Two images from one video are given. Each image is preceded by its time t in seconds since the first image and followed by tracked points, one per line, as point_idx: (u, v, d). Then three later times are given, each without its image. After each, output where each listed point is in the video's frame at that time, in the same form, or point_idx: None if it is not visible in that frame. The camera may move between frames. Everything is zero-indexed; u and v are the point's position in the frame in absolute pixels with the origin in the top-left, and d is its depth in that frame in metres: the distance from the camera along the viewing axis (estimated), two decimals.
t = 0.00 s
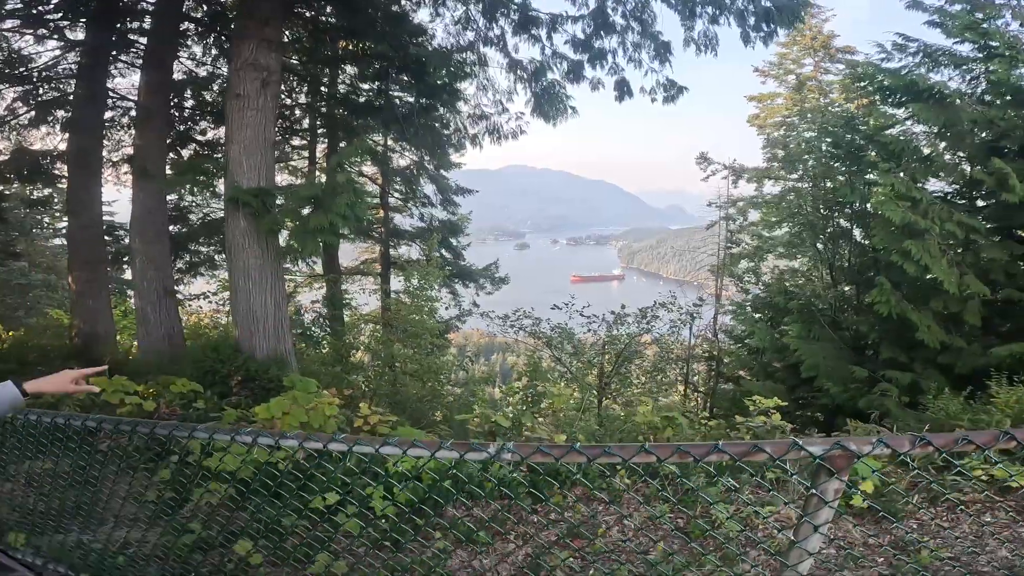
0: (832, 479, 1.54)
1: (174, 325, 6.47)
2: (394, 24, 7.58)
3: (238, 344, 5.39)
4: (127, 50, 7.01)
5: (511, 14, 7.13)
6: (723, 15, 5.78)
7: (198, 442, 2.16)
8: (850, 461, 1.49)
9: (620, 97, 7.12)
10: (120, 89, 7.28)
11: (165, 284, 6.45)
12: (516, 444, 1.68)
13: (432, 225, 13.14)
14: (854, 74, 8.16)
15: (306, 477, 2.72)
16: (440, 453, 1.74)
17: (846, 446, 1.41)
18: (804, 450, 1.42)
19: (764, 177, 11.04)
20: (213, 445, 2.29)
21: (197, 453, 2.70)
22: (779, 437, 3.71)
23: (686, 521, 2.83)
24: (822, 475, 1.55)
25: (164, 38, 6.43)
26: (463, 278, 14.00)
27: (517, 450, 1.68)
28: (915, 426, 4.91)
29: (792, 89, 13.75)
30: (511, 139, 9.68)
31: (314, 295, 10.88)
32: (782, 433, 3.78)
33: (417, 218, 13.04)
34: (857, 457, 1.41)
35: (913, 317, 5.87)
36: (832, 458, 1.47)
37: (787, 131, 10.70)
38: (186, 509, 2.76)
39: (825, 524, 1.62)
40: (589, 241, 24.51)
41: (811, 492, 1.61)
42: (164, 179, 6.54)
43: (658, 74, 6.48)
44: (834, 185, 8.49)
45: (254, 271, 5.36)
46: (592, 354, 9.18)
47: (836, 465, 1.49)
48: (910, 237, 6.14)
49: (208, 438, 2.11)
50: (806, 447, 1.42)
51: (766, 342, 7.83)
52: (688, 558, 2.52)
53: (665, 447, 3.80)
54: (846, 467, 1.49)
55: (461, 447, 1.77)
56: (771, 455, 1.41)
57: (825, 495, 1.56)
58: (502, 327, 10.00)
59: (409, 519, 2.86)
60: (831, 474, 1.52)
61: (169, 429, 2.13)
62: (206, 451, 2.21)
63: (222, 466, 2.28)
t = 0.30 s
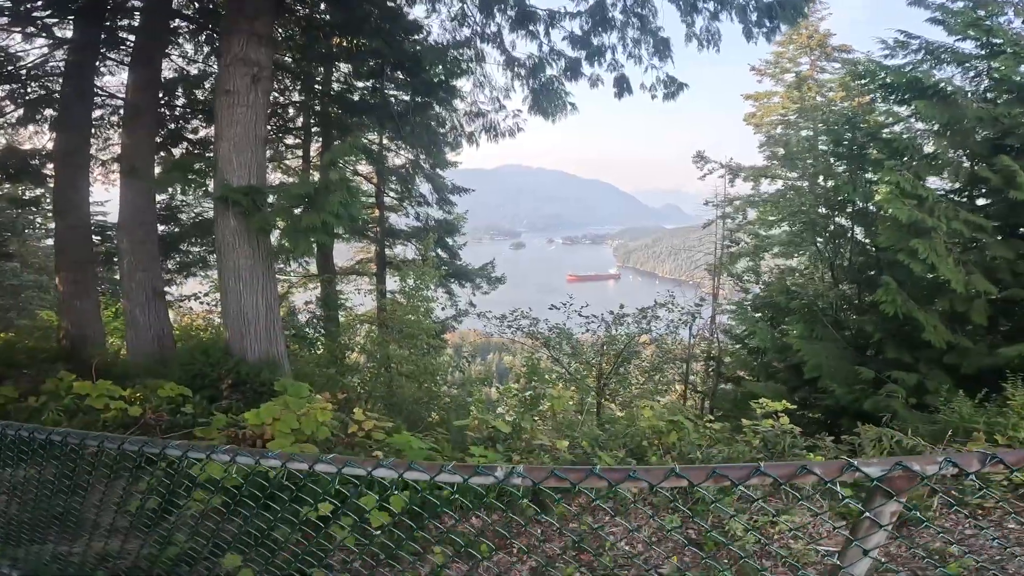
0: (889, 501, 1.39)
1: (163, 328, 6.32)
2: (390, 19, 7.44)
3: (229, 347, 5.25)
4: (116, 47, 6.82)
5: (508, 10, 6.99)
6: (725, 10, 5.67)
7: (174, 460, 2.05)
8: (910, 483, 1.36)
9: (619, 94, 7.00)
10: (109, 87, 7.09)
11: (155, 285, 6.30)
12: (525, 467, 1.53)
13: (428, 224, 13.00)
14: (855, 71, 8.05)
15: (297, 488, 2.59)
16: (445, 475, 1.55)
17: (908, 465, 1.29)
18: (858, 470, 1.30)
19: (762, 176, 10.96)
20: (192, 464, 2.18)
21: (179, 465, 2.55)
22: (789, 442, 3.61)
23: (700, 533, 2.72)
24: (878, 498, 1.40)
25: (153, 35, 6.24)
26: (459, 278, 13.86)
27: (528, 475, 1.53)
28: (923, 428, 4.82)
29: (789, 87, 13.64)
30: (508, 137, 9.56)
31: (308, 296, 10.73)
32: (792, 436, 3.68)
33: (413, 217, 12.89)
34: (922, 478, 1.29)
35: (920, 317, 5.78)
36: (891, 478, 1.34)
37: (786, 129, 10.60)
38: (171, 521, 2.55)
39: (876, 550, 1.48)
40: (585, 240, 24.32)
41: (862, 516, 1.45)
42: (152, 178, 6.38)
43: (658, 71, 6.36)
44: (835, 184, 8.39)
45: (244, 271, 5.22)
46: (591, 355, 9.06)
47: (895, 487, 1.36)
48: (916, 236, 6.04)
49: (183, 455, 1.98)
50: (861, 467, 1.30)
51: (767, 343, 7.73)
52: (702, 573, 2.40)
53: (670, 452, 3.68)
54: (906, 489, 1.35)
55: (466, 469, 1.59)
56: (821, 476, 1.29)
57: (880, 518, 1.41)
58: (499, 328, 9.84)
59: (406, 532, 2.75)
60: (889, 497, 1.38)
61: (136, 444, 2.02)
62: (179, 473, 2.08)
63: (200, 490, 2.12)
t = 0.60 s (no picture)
0: (960, 521, 1.26)
1: (161, 327, 6.22)
2: (392, 15, 7.31)
3: (226, 347, 5.15)
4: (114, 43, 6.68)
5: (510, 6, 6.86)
6: (733, 5, 5.55)
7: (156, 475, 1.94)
8: (983, 500, 1.23)
9: (624, 90, 6.89)
10: (107, 84, 6.95)
11: (152, 284, 6.20)
12: (544, 491, 1.44)
13: (429, 222, 12.88)
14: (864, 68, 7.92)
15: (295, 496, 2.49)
16: (451, 499, 1.45)
17: (986, 484, 1.18)
18: (929, 490, 1.21)
19: (765, 173, 10.86)
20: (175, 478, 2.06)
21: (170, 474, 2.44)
22: (804, 445, 3.51)
23: (714, 541, 2.62)
24: (948, 518, 1.27)
25: (150, 32, 6.11)
26: (460, 276, 13.74)
27: (548, 499, 1.44)
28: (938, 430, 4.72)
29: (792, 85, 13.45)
30: (510, 134, 9.44)
31: (308, 294, 10.62)
32: (808, 440, 3.59)
33: (414, 215, 12.77)
34: (1002, 497, 1.19)
35: (933, 317, 5.66)
36: (965, 497, 1.22)
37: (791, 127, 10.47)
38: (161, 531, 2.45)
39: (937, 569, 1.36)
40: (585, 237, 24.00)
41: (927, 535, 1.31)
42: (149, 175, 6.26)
43: (664, 67, 6.24)
44: (843, 182, 8.26)
45: (242, 269, 5.11)
46: (594, 354, 8.95)
47: (970, 506, 1.22)
48: (929, 234, 5.92)
49: (165, 470, 1.86)
50: (931, 487, 1.20)
51: (775, 343, 7.62)
52: None
53: (681, 456, 3.57)
54: (980, 509, 1.22)
55: (478, 493, 1.49)
56: (888, 499, 1.21)
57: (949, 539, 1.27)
58: (501, 326, 9.72)
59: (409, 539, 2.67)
60: (962, 517, 1.25)
61: (115, 456, 1.90)
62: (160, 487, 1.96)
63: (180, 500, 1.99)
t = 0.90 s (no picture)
0: None
1: (167, 322, 6.18)
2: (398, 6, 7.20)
3: (232, 341, 5.10)
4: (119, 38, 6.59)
5: None
6: None
7: (151, 478, 1.88)
8: None
9: (633, 80, 6.77)
10: (112, 78, 6.86)
11: (157, 278, 6.15)
12: (567, 501, 1.37)
13: (436, 215, 12.79)
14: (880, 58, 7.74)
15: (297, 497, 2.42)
16: (464, 510, 1.40)
17: None
18: (1004, 498, 1.18)
19: (775, 165, 10.73)
20: (171, 480, 2.00)
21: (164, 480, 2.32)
22: (824, 442, 3.43)
23: (733, 542, 2.55)
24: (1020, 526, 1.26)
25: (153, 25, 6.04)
26: (467, 269, 13.66)
27: (572, 510, 1.37)
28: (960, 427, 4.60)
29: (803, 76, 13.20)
30: (518, 125, 9.34)
31: (315, 287, 10.58)
32: (828, 437, 3.51)
33: (420, 208, 12.68)
34: None
35: (953, 311, 5.55)
36: None
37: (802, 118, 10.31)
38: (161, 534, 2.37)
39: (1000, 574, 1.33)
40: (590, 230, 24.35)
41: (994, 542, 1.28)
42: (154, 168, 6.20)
43: (675, 57, 6.11)
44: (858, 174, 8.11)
45: (247, 263, 5.05)
46: (603, 347, 8.86)
47: None
48: (949, 226, 5.78)
49: (156, 474, 1.80)
50: (1007, 496, 1.17)
51: (788, 336, 7.50)
52: None
53: (697, 452, 3.49)
54: None
55: (495, 503, 1.41)
56: (957, 507, 1.17)
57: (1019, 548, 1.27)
58: (509, 319, 9.64)
59: (417, 539, 2.62)
60: None
61: (104, 460, 1.86)
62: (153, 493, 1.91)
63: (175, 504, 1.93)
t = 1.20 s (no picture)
0: None
1: (187, 312, 6.21)
2: None
3: (251, 329, 5.10)
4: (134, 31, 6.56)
5: None
6: None
7: (172, 471, 1.87)
8: None
9: (650, 67, 6.63)
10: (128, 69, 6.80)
11: (177, 268, 6.19)
12: (608, 494, 1.34)
13: (450, 203, 12.74)
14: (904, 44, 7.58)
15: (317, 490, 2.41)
16: (496, 504, 1.39)
17: None
18: None
19: (795, 153, 10.53)
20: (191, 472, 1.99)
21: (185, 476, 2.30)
22: (854, 433, 3.36)
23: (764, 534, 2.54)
24: None
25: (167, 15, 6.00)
26: (481, 258, 13.60)
27: (613, 503, 1.35)
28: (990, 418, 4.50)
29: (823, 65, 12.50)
30: (533, 113, 9.24)
31: (331, 276, 10.60)
32: (858, 428, 3.44)
33: (434, 197, 12.62)
34: None
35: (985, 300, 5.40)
36: None
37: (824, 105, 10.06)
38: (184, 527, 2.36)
39: None
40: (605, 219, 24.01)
41: None
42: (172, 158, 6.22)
43: (694, 42, 5.96)
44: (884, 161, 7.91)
45: (265, 252, 5.05)
46: (620, 336, 8.77)
47: None
48: (979, 214, 5.61)
49: (177, 465, 1.79)
50: None
51: (810, 325, 7.39)
52: None
53: (720, 442, 3.43)
54: None
55: (528, 498, 1.42)
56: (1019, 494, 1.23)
57: None
58: (524, 308, 9.58)
59: (440, 528, 2.60)
60: None
61: (119, 450, 1.89)
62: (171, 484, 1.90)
63: (194, 493, 1.91)
